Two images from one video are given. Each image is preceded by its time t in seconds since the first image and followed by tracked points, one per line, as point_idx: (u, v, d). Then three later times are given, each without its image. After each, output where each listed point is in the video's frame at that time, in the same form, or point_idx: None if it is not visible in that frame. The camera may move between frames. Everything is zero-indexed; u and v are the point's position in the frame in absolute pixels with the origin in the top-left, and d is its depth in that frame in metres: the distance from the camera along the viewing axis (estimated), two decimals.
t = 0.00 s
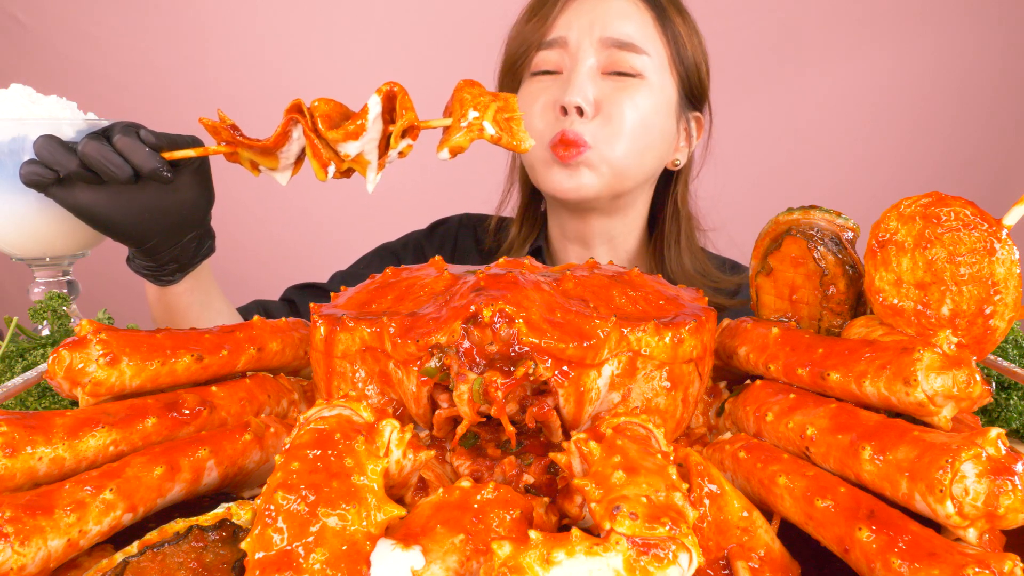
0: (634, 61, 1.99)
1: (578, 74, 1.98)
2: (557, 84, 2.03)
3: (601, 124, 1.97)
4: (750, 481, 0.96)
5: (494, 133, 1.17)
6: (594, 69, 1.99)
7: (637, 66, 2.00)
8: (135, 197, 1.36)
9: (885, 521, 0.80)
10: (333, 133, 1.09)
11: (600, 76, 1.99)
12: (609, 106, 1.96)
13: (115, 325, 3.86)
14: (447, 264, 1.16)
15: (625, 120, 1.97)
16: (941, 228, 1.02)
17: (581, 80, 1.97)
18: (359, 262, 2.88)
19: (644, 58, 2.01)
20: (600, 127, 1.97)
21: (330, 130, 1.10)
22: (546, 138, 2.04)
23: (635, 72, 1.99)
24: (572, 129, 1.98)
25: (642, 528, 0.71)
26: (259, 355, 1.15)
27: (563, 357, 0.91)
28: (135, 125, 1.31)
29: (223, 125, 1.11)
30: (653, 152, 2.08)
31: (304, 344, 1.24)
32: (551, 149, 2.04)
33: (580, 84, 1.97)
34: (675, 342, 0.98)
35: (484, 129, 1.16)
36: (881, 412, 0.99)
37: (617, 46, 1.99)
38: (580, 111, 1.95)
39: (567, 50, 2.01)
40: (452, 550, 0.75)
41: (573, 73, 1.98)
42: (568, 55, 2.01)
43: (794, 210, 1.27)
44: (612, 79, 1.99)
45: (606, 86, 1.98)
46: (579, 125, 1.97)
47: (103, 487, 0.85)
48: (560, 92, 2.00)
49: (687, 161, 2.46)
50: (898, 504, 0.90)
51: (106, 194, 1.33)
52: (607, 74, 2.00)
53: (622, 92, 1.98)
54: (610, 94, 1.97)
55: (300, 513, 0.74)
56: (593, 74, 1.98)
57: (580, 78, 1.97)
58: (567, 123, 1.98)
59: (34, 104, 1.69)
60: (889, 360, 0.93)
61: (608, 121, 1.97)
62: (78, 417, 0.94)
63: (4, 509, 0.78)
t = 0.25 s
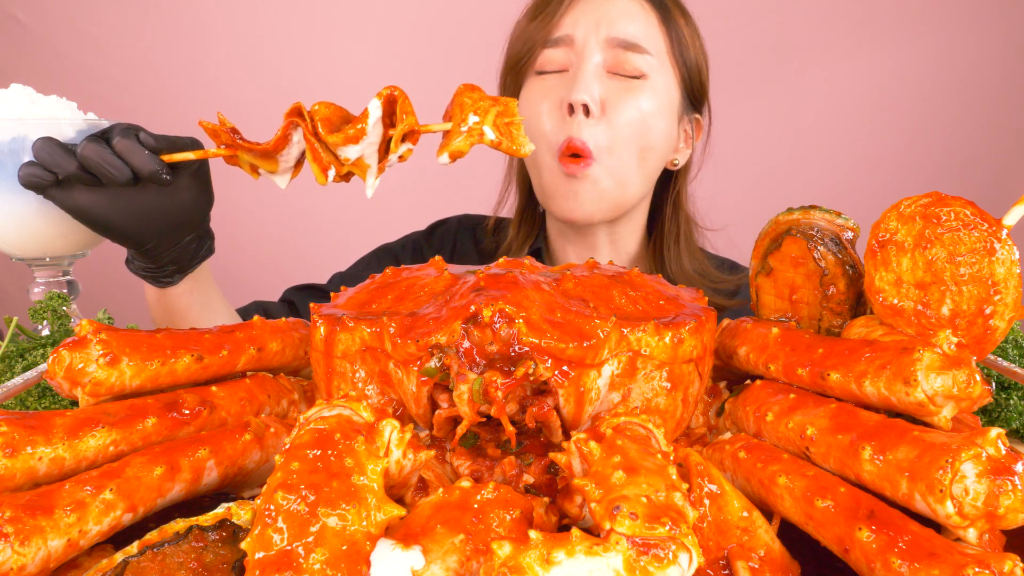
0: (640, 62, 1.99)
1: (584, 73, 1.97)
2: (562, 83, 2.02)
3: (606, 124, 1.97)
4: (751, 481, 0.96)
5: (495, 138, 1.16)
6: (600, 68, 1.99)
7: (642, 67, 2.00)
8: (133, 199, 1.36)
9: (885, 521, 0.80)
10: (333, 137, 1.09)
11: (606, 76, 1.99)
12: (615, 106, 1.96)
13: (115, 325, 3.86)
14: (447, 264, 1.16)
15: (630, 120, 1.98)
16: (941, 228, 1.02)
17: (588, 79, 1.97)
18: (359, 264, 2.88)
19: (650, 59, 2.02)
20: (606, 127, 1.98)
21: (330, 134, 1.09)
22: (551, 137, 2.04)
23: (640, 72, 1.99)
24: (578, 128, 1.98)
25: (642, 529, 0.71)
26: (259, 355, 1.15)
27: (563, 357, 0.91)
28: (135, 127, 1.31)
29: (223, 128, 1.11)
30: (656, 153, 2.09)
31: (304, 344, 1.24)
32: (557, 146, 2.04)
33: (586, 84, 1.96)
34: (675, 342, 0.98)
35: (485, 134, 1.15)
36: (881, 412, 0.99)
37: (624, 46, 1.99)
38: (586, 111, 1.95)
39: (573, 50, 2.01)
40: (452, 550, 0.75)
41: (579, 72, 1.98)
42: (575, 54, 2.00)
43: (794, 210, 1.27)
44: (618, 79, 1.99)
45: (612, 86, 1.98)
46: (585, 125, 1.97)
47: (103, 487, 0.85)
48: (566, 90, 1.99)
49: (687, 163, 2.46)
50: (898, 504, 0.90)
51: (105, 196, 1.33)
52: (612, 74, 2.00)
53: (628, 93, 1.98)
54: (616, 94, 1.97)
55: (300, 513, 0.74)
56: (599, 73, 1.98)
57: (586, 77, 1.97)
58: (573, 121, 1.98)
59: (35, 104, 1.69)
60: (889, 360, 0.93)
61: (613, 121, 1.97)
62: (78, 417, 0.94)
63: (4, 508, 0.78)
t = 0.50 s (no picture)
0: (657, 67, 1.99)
1: (602, 69, 1.97)
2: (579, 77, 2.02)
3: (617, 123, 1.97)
4: (750, 481, 0.96)
5: (497, 140, 1.17)
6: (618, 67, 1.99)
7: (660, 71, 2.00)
8: (137, 202, 1.36)
9: (885, 521, 0.80)
10: (337, 137, 1.09)
11: (623, 75, 1.99)
12: (628, 105, 1.96)
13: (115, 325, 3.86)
14: (447, 264, 1.16)
15: (641, 121, 1.98)
16: (941, 228, 1.02)
17: (604, 76, 1.97)
18: (358, 265, 2.88)
19: (667, 65, 2.02)
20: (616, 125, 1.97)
21: (333, 135, 1.10)
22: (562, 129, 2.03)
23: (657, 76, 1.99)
24: (590, 123, 1.98)
25: (642, 528, 0.71)
26: (259, 355, 1.15)
27: (563, 357, 0.91)
28: (139, 128, 1.31)
29: (227, 129, 1.11)
30: (662, 158, 2.09)
31: (304, 344, 1.24)
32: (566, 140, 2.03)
33: (602, 80, 1.96)
34: (675, 342, 0.98)
35: (488, 135, 1.16)
36: (881, 412, 0.99)
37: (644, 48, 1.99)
38: (599, 106, 1.95)
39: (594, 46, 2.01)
40: (452, 550, 0.75)
41: (597, 68, 1.98)
42: (595, 50, 2.01)
43: (794, 210, 1.27)
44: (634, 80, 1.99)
45: (628, 85, 1.98)
46: (596, 121, 1.97)
47: (103, 487, 0.85)
48: (581, 85, 1.99)
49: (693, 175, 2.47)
50: (898, 504, 0.90)
51: (108, 198, 1.33)
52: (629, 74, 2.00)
53: (643, 94, 1.98)
54: (630, 94, 1.97)
55: (300, 513, 0.74)
56: (616, 71, 1.98)
57: (603, 73, 1.97)
58: (586, 117, 1.98)
59: (34, 104, 1.69)
60: (889, 360, 0.93)
61: (625, 121, 1.97)
62: (78, 417, 0.94)
63: (4, 509, 0.78)
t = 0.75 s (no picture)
0: (674, 77, 1.99)
1: (622, 70, 1.97)
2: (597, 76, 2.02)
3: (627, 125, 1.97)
4: (750, 481, 0.96)
5: (496, 137, 1.17)
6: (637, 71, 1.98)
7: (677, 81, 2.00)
8: (138, 200, 1.36)
9: (885, 521, 0.80)
10: (336, 136, 1.09)
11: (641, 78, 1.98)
12: (640, 110, 1.96)
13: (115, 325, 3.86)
14: (447, 264, 1.16)
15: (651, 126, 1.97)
16: (941, 228, 1.02)
17: (621, 77, 1.96)
18: (358, 266, 2.88)
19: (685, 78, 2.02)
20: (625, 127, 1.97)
21: (332, 133, 1.10)
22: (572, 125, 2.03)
23: (673, 86, 1.99)
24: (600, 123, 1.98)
25: (642, 528, 0.71)
26: (259, 355, 1.15)
27: (563, 357, 0.91)
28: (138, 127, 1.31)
29: (227, 128, 1.11)
30: (666, 165, 2.09)
31: (304, 344, 1.24)
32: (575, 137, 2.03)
33: (619, 81, 1.96)
34: (675, 342, 0.98)
35: (487, 132, 1.16)
36: (881, 412, 0.99)
37: (665, 57, 1.98)
38: (612, 107, 1.95)
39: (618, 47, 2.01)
40: (452, 550, 0.75)
41: (616, 69, 1.98)
42: (618, 51, 2.00)
43: (794, 210, 1.27)
44: (651, 86, 1.99)
45: (644, 89, 1.97)
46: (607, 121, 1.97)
47: (103, 487, 0.85)
48: (598, 83, 1.99)
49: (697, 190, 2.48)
50: (898, 504, 0.90)
51: (108, 198, 1.33)
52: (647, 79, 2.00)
53: (657, 100, 1.98)
54: (644, 99, 1.97)
55: (300, 513, 0.74)
56: (635, 74, 1.98)
57: (622, 74, 1.96)
58: (597, 116, 1.98)
59: (34, 104, 1.69)
60: (889, 360, 0.93)
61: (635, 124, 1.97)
62: (78, 417, 0.94)
63: (4, 509, 0.78)
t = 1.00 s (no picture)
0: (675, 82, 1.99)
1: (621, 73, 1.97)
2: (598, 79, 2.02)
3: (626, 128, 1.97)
4: (750, 481, 0.96)
5: (494, 135, 1.16)
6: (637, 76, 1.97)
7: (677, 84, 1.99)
8: (136, 201, 1.36)
9: (885, 521, 0.80)
10: (335, 136, 1.09)
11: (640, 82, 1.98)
12: (639, 115, 1.96)
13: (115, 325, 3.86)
14: (447, 264, 1.16)
15: (650, 129, 1.97)
16: (941, 228, 1.02)
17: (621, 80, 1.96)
18: (358, 267, 2.87)
19: (685, 82, 2.01)
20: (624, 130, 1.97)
21: (331, 133, 1.10)
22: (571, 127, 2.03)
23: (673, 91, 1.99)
24: (598, 126, 1.98)
25: (642, 528, 0.71)
26: (259, 355, 1.15)
27: (563, 357, 0.91)
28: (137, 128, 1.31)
29: (226, 129, 1.11)
30: (665, 169, 2.09)
31: (304, 344, 1.24)
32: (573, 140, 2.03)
33: (619, 84, 1.96)
34: (675, 342, 0.98)
35: (485, 131, 1.16)
36: (881, 412, 0.99)
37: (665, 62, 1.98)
38: (611, 110, 1.94)
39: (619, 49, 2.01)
40: (452, 550, 0.75)
41: (616, 73, 1.97)
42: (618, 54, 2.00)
43: (794, 210, 1.27)
44: (651, 91, 1.98)
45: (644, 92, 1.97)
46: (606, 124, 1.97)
47: (103, 487, 0.85)
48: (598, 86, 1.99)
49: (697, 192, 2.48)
50: (898, 504, 0.90)
51: (108, 198, 1.33)
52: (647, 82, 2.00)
53: (656, 103, 1.97)
54: (643, 102, 1.96)
55: (300, 513, 0.74)
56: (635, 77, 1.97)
57: (621, 78, 1.96)
58: (596, 119, 1.98)
59: (35, 104, 1.69)
60: (889, 360, 0.93)
61: (634, 127, 1.97)
62: (78, 418, 0.94)
63: (4, 509, 0.78)
